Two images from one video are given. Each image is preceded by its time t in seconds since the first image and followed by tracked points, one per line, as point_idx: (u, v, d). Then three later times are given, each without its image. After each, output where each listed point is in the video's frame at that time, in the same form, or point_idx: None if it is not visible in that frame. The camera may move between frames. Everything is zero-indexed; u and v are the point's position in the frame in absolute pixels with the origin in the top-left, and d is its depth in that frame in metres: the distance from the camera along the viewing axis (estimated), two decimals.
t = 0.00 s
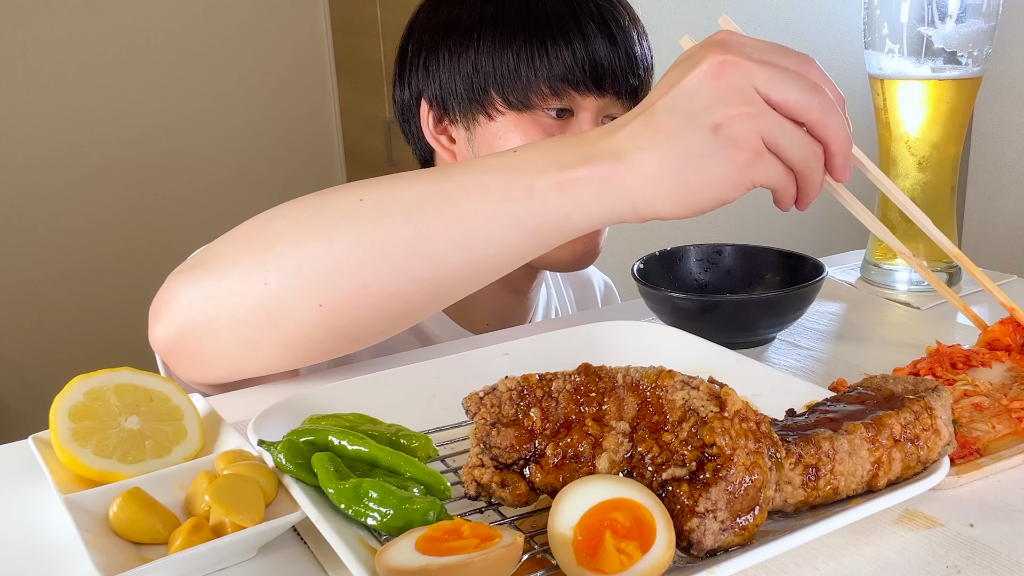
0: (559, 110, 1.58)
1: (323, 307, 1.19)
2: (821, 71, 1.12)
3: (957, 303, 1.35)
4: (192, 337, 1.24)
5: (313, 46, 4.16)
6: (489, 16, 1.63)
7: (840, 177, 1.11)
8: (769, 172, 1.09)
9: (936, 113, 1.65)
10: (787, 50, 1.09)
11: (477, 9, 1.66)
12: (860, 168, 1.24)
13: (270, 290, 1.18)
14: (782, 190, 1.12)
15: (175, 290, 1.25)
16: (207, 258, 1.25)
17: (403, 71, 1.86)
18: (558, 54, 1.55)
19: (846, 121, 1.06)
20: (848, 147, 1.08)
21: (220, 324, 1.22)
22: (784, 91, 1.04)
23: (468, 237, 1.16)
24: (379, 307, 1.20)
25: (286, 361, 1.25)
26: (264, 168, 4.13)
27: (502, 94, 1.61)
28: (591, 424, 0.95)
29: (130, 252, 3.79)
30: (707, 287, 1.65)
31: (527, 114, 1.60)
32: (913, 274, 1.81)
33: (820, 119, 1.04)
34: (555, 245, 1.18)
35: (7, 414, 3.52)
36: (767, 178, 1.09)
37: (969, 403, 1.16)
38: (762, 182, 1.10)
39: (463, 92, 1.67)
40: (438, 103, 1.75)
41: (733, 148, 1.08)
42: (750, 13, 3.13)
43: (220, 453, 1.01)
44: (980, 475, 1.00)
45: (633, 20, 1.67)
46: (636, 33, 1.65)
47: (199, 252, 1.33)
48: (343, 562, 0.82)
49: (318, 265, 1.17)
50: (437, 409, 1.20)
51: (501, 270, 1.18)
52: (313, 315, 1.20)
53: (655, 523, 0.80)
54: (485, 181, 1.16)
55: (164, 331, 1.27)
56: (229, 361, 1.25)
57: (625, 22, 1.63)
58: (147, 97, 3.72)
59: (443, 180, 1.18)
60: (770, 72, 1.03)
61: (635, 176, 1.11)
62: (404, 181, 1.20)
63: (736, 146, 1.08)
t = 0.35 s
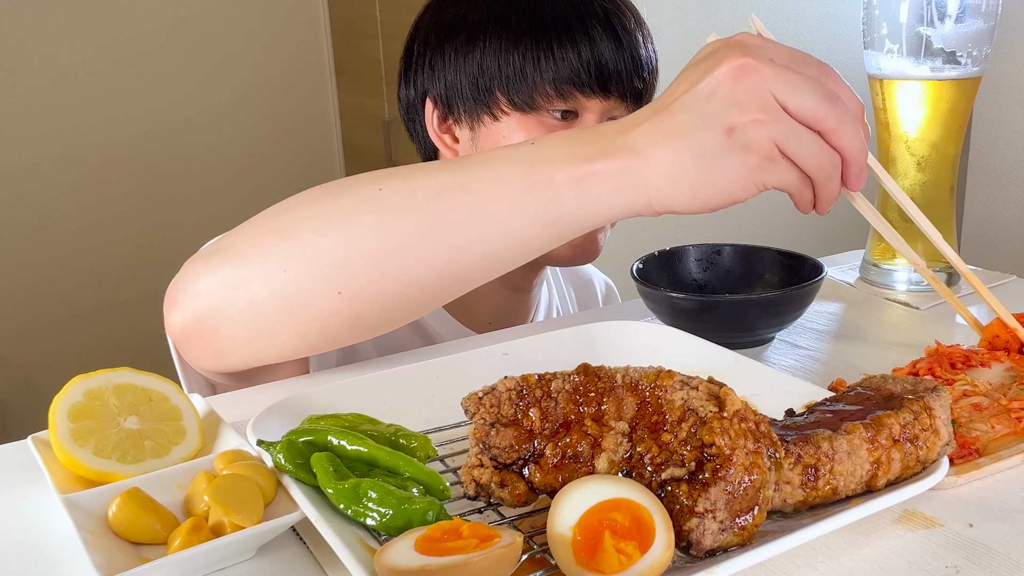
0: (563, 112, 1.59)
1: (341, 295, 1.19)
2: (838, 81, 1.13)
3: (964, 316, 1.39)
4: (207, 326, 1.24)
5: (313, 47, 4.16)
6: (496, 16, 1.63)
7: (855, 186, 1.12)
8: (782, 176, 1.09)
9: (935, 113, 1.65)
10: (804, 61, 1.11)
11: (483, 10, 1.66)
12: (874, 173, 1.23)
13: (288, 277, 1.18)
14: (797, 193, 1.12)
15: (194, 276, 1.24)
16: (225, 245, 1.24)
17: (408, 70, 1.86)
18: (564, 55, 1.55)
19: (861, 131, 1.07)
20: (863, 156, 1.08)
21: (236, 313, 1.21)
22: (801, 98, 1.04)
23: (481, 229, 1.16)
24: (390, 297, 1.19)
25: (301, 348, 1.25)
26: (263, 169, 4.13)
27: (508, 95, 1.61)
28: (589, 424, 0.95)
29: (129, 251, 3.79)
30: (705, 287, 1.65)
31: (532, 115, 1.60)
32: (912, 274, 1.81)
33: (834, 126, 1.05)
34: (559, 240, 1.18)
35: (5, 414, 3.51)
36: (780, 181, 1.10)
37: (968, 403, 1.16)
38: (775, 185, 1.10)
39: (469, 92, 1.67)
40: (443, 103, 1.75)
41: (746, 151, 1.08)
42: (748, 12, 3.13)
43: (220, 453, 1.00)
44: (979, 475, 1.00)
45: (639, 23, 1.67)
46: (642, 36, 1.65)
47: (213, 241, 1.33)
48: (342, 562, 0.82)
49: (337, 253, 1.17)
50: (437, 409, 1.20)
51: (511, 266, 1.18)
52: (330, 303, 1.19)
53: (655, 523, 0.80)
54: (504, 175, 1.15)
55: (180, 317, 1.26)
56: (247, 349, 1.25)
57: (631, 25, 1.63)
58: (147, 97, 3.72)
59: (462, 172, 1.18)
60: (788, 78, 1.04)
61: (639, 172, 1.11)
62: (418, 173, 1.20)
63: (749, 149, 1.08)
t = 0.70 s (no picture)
0: (569, 113, 1.59)
1: (334, 293, 1.19)
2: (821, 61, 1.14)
3: (957, 298, 1.43)
4: (202, 326, 1.24)
5: (312, 47, 4.17)
6: (504, 16, 1.63)
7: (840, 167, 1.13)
8: (771, 158, 1.09)
9: (934, 113, 1.66)
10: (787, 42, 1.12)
11: (491, 10, 1.66)
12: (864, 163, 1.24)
13: (281, 276, 1.18)
14: (786, 177, 1.11)
15: (187, 278, 1.25)
16: (217, 246, 1.24)
17: (414, 69, 1.85)
18: (571, 56, 1.55)
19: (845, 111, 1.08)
20: (848, 137, 1.09)
21: (230, 312, 1.21)
22: (787, 77, 1.05)
23: (480, 225, 1.15)
24: (391, 292, 1.19)
25: (296, 347, 1.25)
26: (263, 169, 4.13)
27: (515, 95, 1.61)
28: (589, 424, 0.95)
29: (129, 251, 3.79)
30: (705, 287, 1.65)
31: (538, 115, 1.60)
32: (911, 274, 1.81)
33: (822, 107, 1.06)
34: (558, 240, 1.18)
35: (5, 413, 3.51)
36: (768, 164, 1.09)
37: (967, 403, 1.16)
38: (764, 169, 1.10)
39: (475, 92, 1.67)
40: (449, 102, 1.75)
41: (736, 134, 1.08)
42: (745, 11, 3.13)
43: (219, 453, 1.00)
44: (979, 475, 1.00)
45: (646, 25, 1.67)
46: (648, 39, 1.66)
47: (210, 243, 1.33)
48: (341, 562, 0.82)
49: (327, 255, 1.17)
50: (436, 409, 1.20)
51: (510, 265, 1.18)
52: (324, 301, 1.19)
53: (654, 523, 0.80)
54: (503, 169, 1.15)
55: (176, 319, 1.26)
56: (244, 349, 1.24)
57: (638, 27, 1.64)
58: (147, 96, 3.72)
59: (459, 166, 1.18)
60: (776, 60, 1.04)
61: (638, 169, 1.11)
62: (416, 167, 1.20)
63: (738, 132, 1.08)
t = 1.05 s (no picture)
0: (570, 113, 1.59)
1: (334, 298, 1.19)
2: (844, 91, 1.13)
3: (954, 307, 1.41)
4: (205, 325, 1.25)
5: (312, 47, 4.17)
6: (504, 17, 1.63)
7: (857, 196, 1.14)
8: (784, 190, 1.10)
9: (933, 113, 1.66)
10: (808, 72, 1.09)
11: (492, 11, 1.66)
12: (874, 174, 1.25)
13: (283, 279, 1.18)
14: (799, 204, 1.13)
15: (192, 277, 1.25)
16: (226, 244, 1.24)
17: (415, 69, 1.86)
18: (572, 57, 1.55)
19: (865, 146, 1.08)
20: (868, 171, 1.10)
21: (233, 315, 1.22)
22: (806, 118, 1.04)
23: (480, 226, 1.15)
24: (390, 292, 1.19)
25: (296, 348, 1.25)
26: (262, 169, 4.13)
27: (516, 95, 1.61)
28: (588, 424, 0.95)
29: (128, 251, 3.79)
30: (704, 287, 1.65)
31: (540, 116, 1.60)
32: (910, 274, 1.81)
33: (840, 145, 1.06)
34: (557, 240, 1.18)
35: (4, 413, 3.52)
36: (780, 195, 1.11)
37: (967, 403, 1.16)
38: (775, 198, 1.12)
39: (476, 93, 1.67)
40: (450, 103, 1.75)
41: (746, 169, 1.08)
42: (744, 11, 3.13)
43: (218, 453, 1.00)
44: (978, 475, 1.00)
45: (646, 25, 1.67)
46: (648, 39, 1.66)
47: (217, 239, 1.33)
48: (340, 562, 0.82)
49: (326, 256, 1.17)
50: (435, 410, 1.20)
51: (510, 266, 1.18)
52: (324, 306, 1.19)
53: (653, 523, 0.80)
54: (502, 172, 1.15)
55: (179, 317, 1.27)
56: (245, 348, 1.25)
57: (638, 27, 1.64)
58: (146, 96, 3.72)
59: (459, 169, 1.18)
60: (796, 99, 1.03)
61: (636, 169, 1.11)
62: (414, 167, 1.20)
63: (749, 167, 1.09)
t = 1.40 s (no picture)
0: (572, 115, 1.59)
1: (326, 296, 1.19)
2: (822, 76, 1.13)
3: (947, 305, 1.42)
4: (196, 325, 1.24)
5: (312, 46, 4.17)
6: (508, 17, 1.63)
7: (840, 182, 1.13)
8: (769, 172, 1.10)
9: (932, 113, 1.65)
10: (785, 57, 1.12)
11: (495, 11, 1.65)
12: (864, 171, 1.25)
13: (275, 277, 1.18)
14: (786, 192, 1.12)
15: (183, 277, 1.25)
16: (214, 245, 1.24)
17: (417, 68, 1.85)
18: (575, 58, 1.55)
19: (845, 125, 1.08)
20: (849, 152, 1.09)
21: (224, 314, 1.21)
22: (786, 92, 1.05)
23: (479, 225, 1.15)
24: (388, 292, 1.19)
25: (295, 347, 1.25)
26: (262, 168, 4.13)
27: (518, 96, 1.60)
28: (587, 424, 0.95)
29: (128, 251, 3.79)
30: (703, 287, 1.65)
31: (542, 117, 1.60)
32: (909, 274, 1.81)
33: (820, 120, 1.06)
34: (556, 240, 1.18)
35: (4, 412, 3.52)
36: (766, 177, 1.10)
37: (966, 403, 1.16)
38: (761, 181, 1.11)
39: (478, 92, 1.67)
40: (452, 101, 1.74)
41: (733, 147, 1.08)
42: (744, 10, 3.12)
43: (218, 453, 1.00)
44: (977, 475, 1.00)
45: (649, 27, 1.68)
46: (651, 41, 1.66)
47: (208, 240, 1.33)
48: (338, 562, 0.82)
49: (325, 256, 1.17)
50: (434, 410, 1.20)
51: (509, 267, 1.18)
52: (316, 303, 1.19)
53: (652, 523, 0.80)
54: (500, 171, 1.15)
55: (170, 317, 1.26)
56: (236, 349, 1.24)
57: (642, 30, 1.64)
58: (145, 96, 3.72)
59: (457, 169, 1.18)
60: (774, 73, 1.05)
61: (635, 169, 1.11)
62: (413, 167, 1.20)
63: (735, 145, 1.08)
